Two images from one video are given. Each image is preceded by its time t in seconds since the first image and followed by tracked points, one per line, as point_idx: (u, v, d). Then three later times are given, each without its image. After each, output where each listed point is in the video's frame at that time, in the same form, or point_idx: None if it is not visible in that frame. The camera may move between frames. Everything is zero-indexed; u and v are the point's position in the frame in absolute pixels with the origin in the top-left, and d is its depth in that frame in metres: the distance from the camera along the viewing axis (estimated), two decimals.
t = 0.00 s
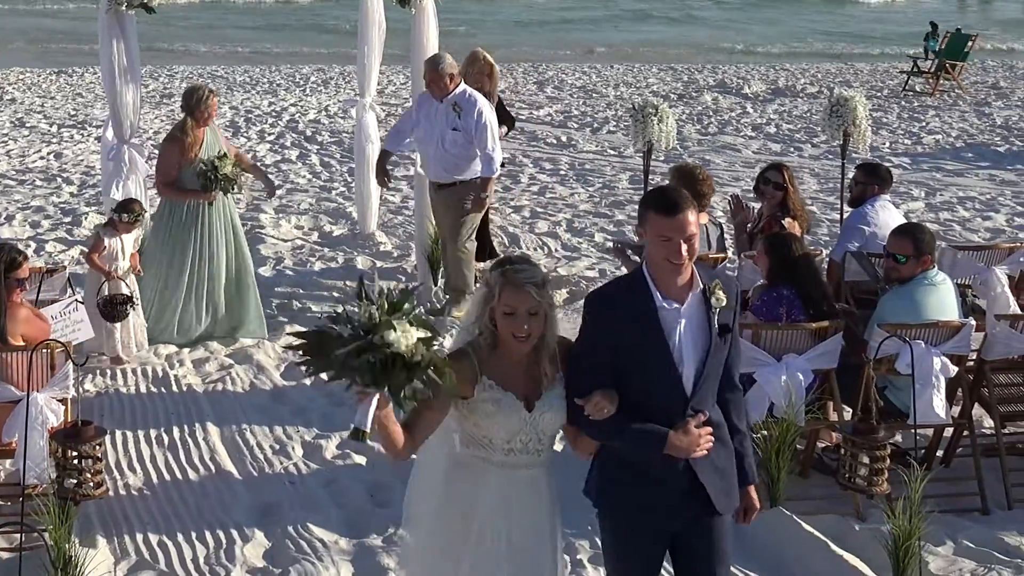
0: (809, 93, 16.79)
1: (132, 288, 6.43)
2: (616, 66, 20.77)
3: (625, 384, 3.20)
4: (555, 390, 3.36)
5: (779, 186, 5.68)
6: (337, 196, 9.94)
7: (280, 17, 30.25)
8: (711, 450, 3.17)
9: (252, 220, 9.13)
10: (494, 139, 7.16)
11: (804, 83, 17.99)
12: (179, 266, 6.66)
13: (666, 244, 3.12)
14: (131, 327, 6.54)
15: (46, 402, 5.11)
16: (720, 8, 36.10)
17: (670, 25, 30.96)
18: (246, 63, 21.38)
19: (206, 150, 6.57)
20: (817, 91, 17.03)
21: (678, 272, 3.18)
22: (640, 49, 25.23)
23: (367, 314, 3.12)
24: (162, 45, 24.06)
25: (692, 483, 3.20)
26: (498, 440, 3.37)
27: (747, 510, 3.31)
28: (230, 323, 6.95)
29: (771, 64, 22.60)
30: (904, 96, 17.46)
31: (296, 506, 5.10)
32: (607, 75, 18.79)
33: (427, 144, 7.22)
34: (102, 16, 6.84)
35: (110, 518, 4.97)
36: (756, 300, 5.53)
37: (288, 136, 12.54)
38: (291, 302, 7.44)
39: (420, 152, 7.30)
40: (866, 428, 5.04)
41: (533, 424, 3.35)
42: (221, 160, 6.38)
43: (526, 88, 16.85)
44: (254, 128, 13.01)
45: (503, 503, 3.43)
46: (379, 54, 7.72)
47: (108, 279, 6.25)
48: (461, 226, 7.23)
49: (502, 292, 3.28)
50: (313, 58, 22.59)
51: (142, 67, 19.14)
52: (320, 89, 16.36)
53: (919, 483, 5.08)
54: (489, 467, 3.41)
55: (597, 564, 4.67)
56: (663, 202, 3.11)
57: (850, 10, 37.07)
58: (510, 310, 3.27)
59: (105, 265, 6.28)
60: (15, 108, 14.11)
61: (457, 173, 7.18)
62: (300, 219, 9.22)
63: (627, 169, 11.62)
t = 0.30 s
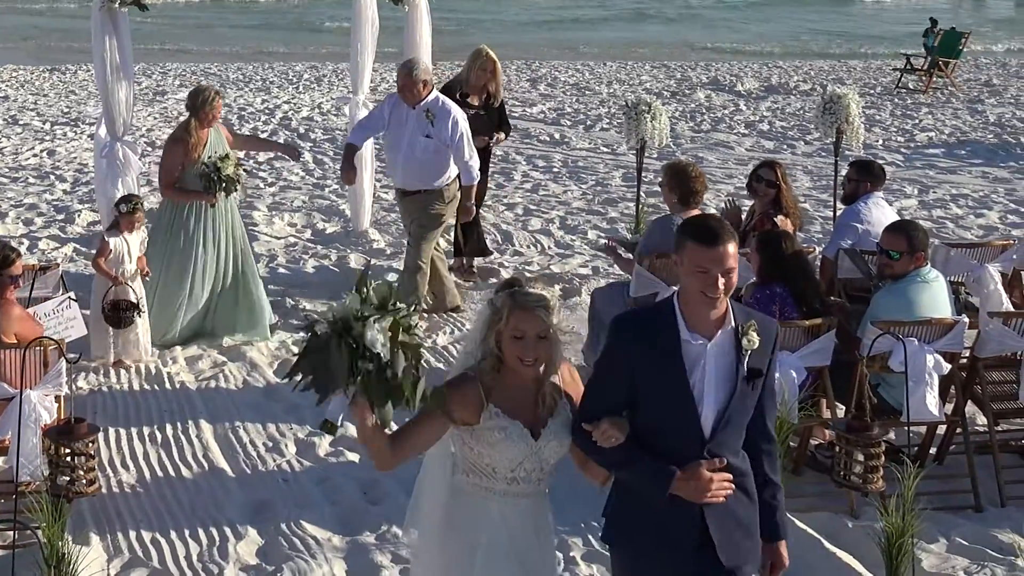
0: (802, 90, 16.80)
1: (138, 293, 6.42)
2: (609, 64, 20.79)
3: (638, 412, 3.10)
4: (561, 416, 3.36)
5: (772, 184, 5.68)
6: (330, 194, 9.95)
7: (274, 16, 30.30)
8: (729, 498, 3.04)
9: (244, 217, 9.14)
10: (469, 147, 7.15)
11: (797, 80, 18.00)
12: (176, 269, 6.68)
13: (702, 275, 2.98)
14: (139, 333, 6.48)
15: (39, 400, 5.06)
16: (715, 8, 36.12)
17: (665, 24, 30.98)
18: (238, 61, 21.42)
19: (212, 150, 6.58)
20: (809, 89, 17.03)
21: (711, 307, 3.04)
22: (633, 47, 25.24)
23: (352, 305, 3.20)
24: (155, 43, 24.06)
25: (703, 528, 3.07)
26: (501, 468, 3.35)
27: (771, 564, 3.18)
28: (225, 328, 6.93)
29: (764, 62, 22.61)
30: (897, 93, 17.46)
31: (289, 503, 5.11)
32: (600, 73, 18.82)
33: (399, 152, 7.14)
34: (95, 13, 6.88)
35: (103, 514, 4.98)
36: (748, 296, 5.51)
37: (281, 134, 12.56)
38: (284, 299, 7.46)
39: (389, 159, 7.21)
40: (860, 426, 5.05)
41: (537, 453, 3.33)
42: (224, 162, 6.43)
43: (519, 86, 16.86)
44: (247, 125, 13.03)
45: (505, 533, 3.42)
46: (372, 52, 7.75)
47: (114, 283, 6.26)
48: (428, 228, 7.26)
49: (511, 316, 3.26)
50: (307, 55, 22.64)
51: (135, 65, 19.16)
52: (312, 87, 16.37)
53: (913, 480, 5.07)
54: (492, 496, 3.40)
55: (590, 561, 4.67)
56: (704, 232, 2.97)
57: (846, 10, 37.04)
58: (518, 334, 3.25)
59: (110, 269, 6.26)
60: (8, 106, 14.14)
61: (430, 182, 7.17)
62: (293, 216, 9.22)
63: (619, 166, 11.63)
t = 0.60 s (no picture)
0: (796, 88, 16.81)
1: (149, 295, 6.38)
2: (604, 63, 20.80)
3: (669, 429, 3.00)
4: (565, 441, 3.29)
5: (766, 181, 5.76)
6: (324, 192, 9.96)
7: (270, 15, 30.32)
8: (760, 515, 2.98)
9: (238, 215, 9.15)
10: (445, 139, 7.11)
11: (791, 78, 18.01)
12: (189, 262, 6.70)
13: (732, 282, 2.88)
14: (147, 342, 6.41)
15: (34, 397, 5.06)
16: (711, 7, 36.13)
17: (661, 23, 30.98)
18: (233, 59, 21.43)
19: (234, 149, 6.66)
20: (804, 87, 17.03)
21: (742, 315, 2.95)
22: (629, 47, 25.25)
23: (320, 279, 3.15)
24: (151, 41, 24.10)
25: (735, 542, 3.03)
26: (497, 495, 3.31)
27: None
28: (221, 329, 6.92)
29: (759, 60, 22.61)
30: (891, 91, 17.46)
31: (284, 500, 5.11)
32: (595, 71, 18.83)
33: (376, 149, 7.13)
34: (89, 11, 6.93)
35: (98, 512, 4.98)
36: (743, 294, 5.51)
37: (276, 132, 12.58)
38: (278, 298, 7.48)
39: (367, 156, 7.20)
40: (855, 423, 5.04)
41: (536, 479, 3.27)
42: (232, 163, 6.51)
43: (513, 84, 16.87)
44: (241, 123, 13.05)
45: (504, 567, 3.35)
46: (366, 50, 7.78)
47: (123, 284, 6.21)
48: (405, 232, 7.25)
49: (504, 337, 3.21)
50: (302, 53, 22.65)
51: (130, 63, 19.18)
52: (307, 85, 16.39)
53: (908, 478, 5.06)
54: (490, 525, 3.35)
55: (584, 559, 4.67)
56: (734, 239, 2.86)
57: (842, 10, 37.04)
58: (512, 357, 3.20)
59: (120, 270, 6.25)
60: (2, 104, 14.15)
61: (409, 177, 7.17)
62: (287, 213, 9.23)
63: (614, 164, 11.65)
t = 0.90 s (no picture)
0: (791, 86, 16.82)
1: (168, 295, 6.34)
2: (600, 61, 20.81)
3: (693, 462, 2.92)
4: (554, 460, 3.18)
5: (761, 180, 5.79)
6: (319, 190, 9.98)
7: (266, 13, 30.34)
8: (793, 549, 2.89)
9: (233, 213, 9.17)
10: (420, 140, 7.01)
11: (786, 76, 18.02)
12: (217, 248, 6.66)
13: (746, 321, 2.80)
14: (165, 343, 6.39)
15: (29, 396, 4.95)
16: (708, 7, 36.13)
17: (657, 23, 31.00)
18: (229, 57, 21.46)
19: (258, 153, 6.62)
20: (799, 85, 17.04)
21: (761, 350, 2.86)
22: (625, 47, 25.26)
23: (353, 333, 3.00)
24: (147, 39, 24.11)
25: None
26: (487, 520, 3.17)
27: None
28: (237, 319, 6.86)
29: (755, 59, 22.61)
30: (887, 89, 17.47)
31: (279, 498, 5.11)
32: (590, 69, 18.85)
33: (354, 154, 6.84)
34: (85, 9, 6.95)
35: (93, 509, 4.98)
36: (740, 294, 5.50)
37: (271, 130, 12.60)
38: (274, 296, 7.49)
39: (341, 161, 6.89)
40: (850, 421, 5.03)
41: (525, 501, 3.15)
42: (241, 160, 6.33)
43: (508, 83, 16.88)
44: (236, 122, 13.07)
45: None
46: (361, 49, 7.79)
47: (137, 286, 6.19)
48: (378, 233, 7.01)
49: (516, 349, 3.03)
50: (298, 52, 22.69)
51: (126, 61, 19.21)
52: (302, 83, 16.39)
53: (903, 477, 5.06)
54: (481, 550, 3.20)
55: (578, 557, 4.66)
56: (748, 277, 2.78)
57: (839, 10, 37.03)
58: (520, 372, 3.03)
59: (137, 272, 6.22)
60: None
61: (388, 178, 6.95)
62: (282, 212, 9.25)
63: (609, 162, 11.66)
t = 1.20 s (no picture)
0: (787, 84, 16.85)
1: (184, 304, 6.23)
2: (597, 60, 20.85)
3: (710, 496, 2.81)
4: (562, 508, 3.03)
5: (758, 178, 5.81)
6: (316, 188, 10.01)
7: (262, 13, 30.37)
8: None
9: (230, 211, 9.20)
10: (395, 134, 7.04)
11: (783, 75, 18.05)
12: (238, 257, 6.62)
13: (767, 341, 2.69)
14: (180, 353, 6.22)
15: (25, 394, 4.92)
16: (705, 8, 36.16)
17: (654, 23, 31.04)
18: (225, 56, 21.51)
19: (259, 160, 6.47)
20: (795, 83, 17.05)
21: (782, 372, 2.75)
22: (621, 46, 25.29)
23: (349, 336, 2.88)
24: (144, 38, 24.12)
25: None
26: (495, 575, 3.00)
27: None
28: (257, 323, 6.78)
29: (752, 58, 22.65)
30: (883, 88, 17.49)
31: (274, 497, 5.11)
32: (586, 67, 18.88)
33: (334, 152, 6.76)
34: (81, 7, 6.94)
35: (89, 507, 4.98)
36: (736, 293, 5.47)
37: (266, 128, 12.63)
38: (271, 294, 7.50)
39: (317, 158, 6.79)
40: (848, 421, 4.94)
41: (534, 551, 2.99)
42: (242, 175, 6.31)
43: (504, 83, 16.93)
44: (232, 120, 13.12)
45: None
46: (358, 49, 7.78)
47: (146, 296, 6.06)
48: (363, 226, 7.08)
49: (522, 395, 2.89)
50: (294, 51, 22.72)
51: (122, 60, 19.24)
52: (298, 82, 16.42)
53: (897, 476, 5.04)
54: None
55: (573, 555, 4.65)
56: (767, 295, 2.67)
57: (836, 10, 37.06)
58: (527, 417, 2.89)
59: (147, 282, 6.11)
60: None
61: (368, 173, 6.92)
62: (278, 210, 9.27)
63: (605, 160, 11.68)
